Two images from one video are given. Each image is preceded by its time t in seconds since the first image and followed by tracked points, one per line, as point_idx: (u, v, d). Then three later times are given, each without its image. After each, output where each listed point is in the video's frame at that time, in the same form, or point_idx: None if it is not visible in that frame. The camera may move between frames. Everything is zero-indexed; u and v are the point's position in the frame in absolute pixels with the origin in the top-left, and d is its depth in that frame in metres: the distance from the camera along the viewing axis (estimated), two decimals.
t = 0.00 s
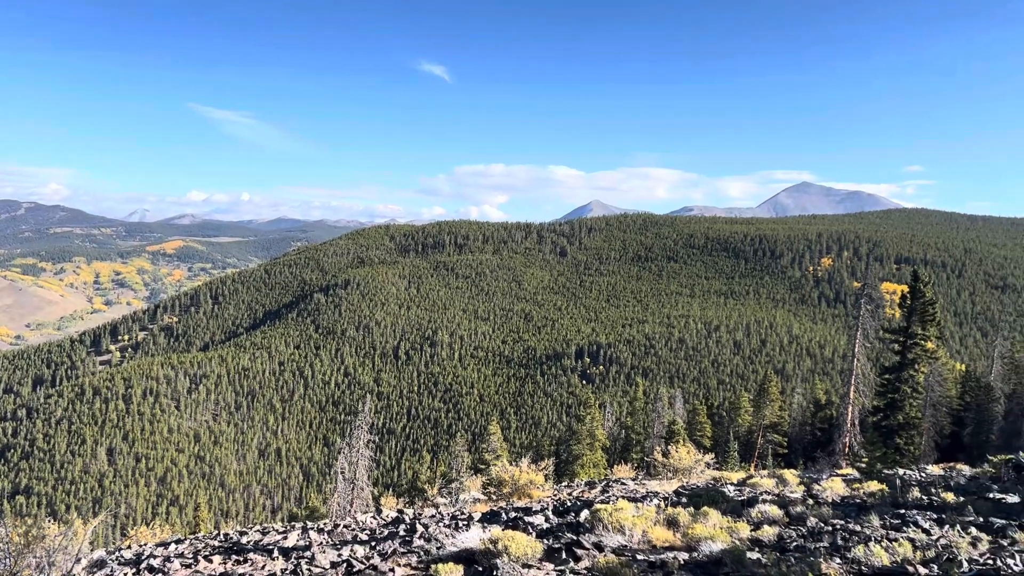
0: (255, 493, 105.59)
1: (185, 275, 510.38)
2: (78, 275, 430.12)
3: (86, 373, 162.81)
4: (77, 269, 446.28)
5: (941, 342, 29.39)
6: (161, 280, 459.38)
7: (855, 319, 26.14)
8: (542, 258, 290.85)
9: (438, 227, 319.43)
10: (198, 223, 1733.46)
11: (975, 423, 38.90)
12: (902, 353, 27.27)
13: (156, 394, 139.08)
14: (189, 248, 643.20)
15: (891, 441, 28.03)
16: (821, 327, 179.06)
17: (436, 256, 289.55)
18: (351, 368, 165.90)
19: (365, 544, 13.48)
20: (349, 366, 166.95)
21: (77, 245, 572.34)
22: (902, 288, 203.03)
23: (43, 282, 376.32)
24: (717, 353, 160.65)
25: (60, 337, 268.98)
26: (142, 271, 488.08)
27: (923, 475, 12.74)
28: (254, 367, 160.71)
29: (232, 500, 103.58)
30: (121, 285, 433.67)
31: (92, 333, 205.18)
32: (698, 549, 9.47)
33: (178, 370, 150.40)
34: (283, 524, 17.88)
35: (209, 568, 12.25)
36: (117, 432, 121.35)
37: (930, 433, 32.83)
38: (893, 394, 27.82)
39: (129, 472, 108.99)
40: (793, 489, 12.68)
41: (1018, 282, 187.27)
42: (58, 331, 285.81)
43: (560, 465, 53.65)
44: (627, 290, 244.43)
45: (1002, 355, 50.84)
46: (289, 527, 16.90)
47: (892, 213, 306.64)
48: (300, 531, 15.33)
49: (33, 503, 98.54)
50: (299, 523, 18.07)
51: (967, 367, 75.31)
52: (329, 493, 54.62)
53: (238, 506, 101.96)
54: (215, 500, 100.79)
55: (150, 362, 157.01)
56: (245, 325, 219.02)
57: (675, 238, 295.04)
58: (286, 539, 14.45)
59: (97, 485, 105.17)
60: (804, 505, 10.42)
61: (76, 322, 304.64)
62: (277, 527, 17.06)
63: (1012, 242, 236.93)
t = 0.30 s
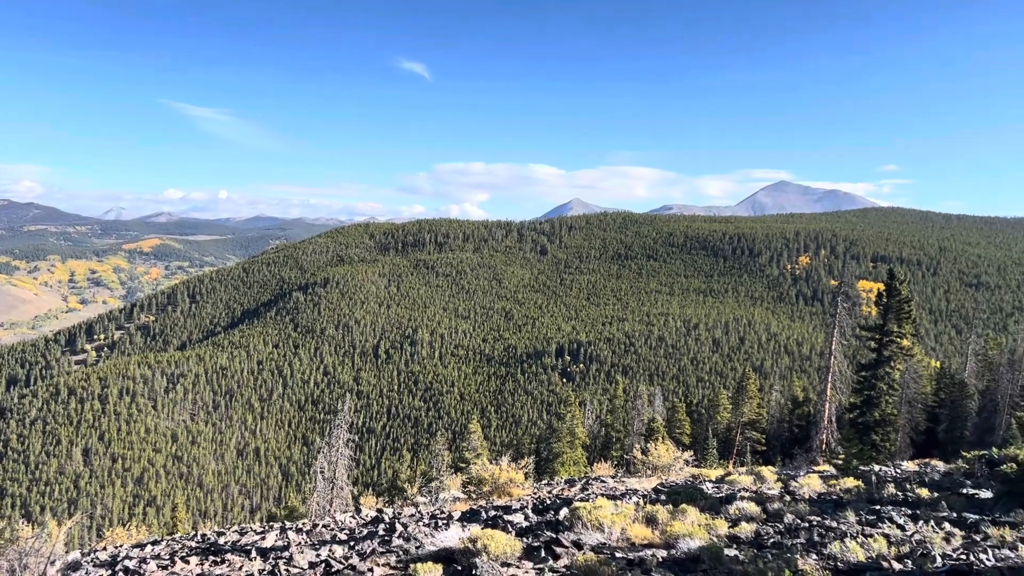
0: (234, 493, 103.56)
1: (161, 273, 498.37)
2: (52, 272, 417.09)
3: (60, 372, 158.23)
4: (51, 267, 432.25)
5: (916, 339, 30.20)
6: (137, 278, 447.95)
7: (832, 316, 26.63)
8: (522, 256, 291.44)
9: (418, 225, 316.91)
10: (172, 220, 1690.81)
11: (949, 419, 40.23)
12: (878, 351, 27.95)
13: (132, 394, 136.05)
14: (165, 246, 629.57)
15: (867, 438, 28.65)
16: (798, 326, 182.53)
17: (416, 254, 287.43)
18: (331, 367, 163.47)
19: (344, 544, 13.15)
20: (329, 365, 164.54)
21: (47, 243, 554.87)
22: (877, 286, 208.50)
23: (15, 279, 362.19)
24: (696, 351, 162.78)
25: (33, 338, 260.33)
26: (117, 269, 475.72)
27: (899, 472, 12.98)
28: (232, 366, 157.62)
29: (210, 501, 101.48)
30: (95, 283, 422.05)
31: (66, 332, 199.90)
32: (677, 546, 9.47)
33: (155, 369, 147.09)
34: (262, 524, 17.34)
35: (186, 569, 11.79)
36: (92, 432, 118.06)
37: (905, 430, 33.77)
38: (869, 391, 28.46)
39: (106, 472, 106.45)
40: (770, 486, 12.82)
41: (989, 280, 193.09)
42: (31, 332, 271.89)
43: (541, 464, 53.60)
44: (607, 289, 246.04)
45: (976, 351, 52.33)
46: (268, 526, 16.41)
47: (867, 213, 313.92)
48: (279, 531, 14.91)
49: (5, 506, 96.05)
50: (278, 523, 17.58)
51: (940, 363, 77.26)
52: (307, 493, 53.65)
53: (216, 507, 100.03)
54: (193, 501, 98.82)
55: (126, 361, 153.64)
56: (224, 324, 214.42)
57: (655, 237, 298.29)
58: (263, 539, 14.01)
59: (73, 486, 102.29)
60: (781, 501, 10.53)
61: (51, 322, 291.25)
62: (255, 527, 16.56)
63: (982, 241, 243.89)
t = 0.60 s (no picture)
0: (213, 494, 101.72)
1: (138, 272, 487.69)
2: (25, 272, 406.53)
3: (35, 372, 154.69)
4: (24, 266, 421.36)
5: (893, 337, 30.92)
6: (114, 277, 438.52)
7: (810, 313, 27.05)
8: (503, 255, 291.73)
9: (399, 224, 314.78)
10: (147, 215, 1649.19)
11: (925, 415, 41.27)
12: (856, 348, 28.49)
13: (109, 394, 133.48)
14: (142, 246, 616.46)
15: (844, 434, 29.23)
16: (777, 323, 185.79)
17: (397, 252, 285.32)
18: (311, 366, 161.26)
19: (323, 544, 12.87)
20: (309, 364, 162.33)
21: (19, 241, 539.50)
22: (855, 284, 213.39)
23: None
24: (676, 349, 164.60)
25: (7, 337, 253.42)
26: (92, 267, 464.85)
27: (874, 467, 13.28)
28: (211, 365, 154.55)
29: (189, 501, 99.68)
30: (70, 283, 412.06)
31: (42, 333, 196.00)
32: (655, 543, 9.49)
33: (133, 369, 144.33)
34: (240, 524, 16.93)
35: (163, 570, 11.41)
36: (69, 433, 116.41)
37: (883, 426, 34.59)
38: (847, 388, 29.04)
39: (82, 473, 104.65)
40: (749, 483, 12.96)
41: (965, 277, 198.63)
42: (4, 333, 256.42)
43: (522, 461, 53.66)
44: (588, 287, 247.64)
45: (953, 348, 53.61)
46: (246, 527, 15.96)
47: (846, 211, 320.24)
48: (258, 532, 14.50)
49: None
50: (255, 523, 17.12)
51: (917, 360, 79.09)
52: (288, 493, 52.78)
53: (195, 507, 98.38)
54: (171, 502, 97.07)
55: (102, 361, 150.76)
56: (203, 323, 209.25)
57: (635, 235, 301.24)
58: (242, 539, 13.65)
59: (50, 488, 101.11)
60: (758, 497, 10.64)
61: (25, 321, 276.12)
62: (234, 527, 16.15)
63: (957, 239, 249.97)
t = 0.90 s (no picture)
0: (193, 494, 99.54)
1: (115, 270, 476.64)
2: None
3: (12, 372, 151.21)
4: None
5: (872, 334, 31.59)
6: (92, 275, 428.75)
7: (790, 312, 27.42)
8: (486, 253, 291.34)
9: (381, 222, 312.33)
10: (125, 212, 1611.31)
11: (904, 412, 42.29)
12: (835, 345, 29.07)
13: (87, 394, 130.43)
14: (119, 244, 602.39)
15: (824, 431, 29.72)
16: (758, 321, 188.79)
17: (379, 251, 282.99)
18: (292, 365, 158.92)
19: (303, 544, 12.61)
20: (290, 363, 159.93)
21: None
22: (835, 282, 217.90)
23: None
24: (658, 347, 166.04)
25: None
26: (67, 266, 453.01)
27: (854, 464, 13.50)
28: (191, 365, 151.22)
29: (170, 502, 97.52)
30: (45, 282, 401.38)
31: (19, 333, 191.61)
32: (638, 540, 9.48)
33: (111, 369, 141.17)
34: (220, 525, 16.56)
35: (139, 572, 11.05)
36: (46, 433, 113.65)
37: (862, 422, 35.44)
38: (827, 385, 29.58)
39: (60, 474, 102.14)
40: (729, 479, 13.12)
41: (942, 275, 204.52)
42: None
43: (504, 459, 53.61)
44: (570, 286, 248.50)
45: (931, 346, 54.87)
46: (227, 527, 15.52)
47: (826, 210, 326.31)
48: (238, 533, 14.11)
49: None
50: (235, 524, 16.68)
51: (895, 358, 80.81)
52: (270, 493, 51.80)
53: (175, 507, 96.30)
54: (151, 502, 94.82)
55: (80, 361, 147.53)
56: (183, 322, 204.13)
57: (618, 234, 303.46)
58: (222, 540, 13.25)
59: (27, 488, 98.45)
60: (738, 494, 10.77)
61: None
62: (213, 528, 15.74)
63: (936, 237, 256.17)
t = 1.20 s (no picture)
0: (177, 495, 97.64)
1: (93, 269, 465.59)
2: None
3: None
4: None
5: (853, 332, 32.18)
6: (74, 275, 419.80)
7: (773, 310, 27.72)
8: (471, 252, 290.57)
9: (366, 221, 309.81)
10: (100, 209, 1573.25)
11: (885, 409, 43.13)
12: (819, 342, 29.59)
13: (69, 394, 127.49)
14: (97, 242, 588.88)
15: (808, 428, 30.09)
16: (741, 318, 191.41)
17: (363, 250, 280.65)
18: (276, 364, 156.75)
19: (286, 544, 12.38)
20: (274, 363, 157.71)
21: None
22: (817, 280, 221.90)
23: None
24: (643, 345, 167.19)
25: None
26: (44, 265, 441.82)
27: (835, 460, 13.72)
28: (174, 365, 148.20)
29: (153, 504, 95.58)
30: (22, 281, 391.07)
31: None
32: (621, 538, 9.48)
33: (93, 369, 138.17)
34: (202, 526, 16.22)
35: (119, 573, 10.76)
36: (27, 435, 110.93)
37: (845, 419, 36.15)
38: (810, 382, 30.05)
39: (42, 476, 99.87)
40: (713, 476, 13.20)
41: (924, 274, 210.03)
42: None
43: (488, 458, 53.43)
44: (555, 284, 249.01)
45: (912, 343, 56.16)
46: (211, 528, 15.20)
47: (809, 209, 331.46)
48: (222, 533, 13.82)
49: None
50: (218, 524, 16.32)
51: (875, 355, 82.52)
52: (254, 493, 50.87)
53: (158, 508, 94.39)
54: (134, 503, 92.83)
55: (61, 361, 144.22)
56: (165, 322, 200.34)
57: (603, 233, 305.12)
58: (206, 540, 12.96)
59: (7, 490, 96.16)
60: (722, 491, 10.83)
61: None
62: (196, 529, 15.40)
63: (917, 236, 261.92)
